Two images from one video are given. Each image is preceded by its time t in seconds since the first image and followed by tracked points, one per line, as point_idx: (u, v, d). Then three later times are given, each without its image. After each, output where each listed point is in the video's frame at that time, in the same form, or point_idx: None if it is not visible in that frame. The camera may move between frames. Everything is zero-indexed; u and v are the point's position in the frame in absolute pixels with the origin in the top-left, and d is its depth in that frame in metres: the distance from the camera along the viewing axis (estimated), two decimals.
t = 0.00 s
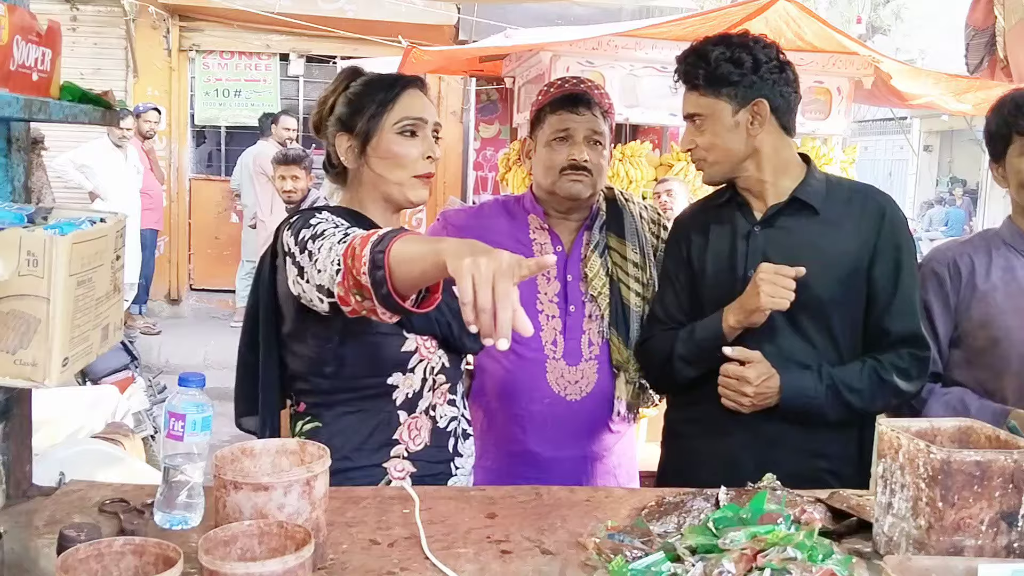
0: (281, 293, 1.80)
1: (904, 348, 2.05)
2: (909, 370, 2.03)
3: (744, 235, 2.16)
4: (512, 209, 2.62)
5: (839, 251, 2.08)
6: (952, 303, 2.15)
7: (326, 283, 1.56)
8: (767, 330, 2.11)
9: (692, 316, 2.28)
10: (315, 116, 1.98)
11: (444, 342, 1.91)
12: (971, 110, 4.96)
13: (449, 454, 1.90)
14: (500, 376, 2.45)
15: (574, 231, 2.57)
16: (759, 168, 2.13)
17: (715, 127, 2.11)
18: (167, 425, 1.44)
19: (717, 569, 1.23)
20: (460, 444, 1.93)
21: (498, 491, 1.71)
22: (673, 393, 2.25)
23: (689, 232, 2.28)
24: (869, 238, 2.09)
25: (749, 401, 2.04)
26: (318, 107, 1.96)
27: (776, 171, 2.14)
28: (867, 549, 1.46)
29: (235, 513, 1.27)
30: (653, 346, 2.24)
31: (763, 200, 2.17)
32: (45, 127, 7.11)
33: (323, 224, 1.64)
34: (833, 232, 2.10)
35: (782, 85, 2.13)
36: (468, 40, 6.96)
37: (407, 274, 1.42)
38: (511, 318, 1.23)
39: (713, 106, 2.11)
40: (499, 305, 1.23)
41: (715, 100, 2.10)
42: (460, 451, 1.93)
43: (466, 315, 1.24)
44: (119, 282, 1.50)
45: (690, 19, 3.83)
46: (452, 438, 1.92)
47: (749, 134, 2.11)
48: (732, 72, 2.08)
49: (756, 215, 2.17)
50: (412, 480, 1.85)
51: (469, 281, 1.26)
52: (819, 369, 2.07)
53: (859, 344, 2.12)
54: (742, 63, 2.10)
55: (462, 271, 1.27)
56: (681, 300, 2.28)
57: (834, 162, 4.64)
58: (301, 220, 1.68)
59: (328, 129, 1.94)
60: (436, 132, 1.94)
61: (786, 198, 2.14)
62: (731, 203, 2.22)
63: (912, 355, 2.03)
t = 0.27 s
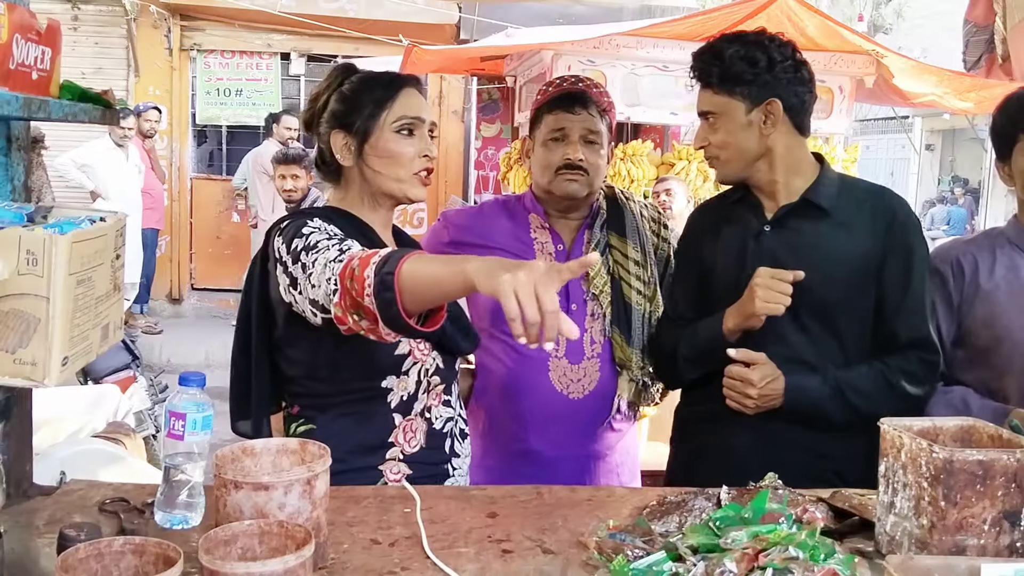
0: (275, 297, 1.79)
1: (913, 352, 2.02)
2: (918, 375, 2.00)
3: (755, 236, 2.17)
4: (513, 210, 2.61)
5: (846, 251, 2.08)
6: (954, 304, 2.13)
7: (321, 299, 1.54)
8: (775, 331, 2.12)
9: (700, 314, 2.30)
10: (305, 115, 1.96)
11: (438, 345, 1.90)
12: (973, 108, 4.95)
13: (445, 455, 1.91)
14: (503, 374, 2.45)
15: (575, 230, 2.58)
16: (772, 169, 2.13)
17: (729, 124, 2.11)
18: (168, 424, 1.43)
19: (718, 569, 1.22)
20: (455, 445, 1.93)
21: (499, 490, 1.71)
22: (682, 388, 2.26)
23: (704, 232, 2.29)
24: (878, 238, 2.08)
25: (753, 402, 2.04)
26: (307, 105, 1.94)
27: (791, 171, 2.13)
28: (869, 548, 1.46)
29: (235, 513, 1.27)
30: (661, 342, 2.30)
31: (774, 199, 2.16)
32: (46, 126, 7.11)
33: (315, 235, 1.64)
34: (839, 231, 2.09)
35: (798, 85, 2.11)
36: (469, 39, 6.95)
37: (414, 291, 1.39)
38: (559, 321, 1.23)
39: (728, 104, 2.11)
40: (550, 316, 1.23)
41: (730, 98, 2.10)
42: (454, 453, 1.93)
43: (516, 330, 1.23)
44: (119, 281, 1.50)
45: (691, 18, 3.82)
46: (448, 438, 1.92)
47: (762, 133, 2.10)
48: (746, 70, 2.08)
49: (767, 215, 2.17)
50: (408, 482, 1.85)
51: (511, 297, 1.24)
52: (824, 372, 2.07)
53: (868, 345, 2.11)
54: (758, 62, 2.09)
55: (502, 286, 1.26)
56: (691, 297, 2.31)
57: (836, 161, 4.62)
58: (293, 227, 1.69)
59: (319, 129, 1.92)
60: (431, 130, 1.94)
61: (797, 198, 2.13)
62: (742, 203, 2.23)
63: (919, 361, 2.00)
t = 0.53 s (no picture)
0: (266, 299, 1.77)
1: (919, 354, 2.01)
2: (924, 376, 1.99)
3: (761, 236, 2.17)
4: (513, 208, 2.61)
5: (850, 249, 2.07)
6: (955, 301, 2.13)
7: (317, 304, 1.54)
8: (779, 329, 2.13)
9: (704, 313, 2.32)
10: (300, 112, 1.96)
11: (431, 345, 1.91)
12: (974, 107, 4.95)
13: (440, 456, 1.91)
14: (503, 371, 2.45)
15: (577, 227, 2.57)
16: (778, 169, 2.13)
17: (738, 123, 2.10)
18: (168, 423, 1.43)
19: (718, 567, 1.22)
20: (450, 446, 1.93)
21: (500, 489, 1.71)
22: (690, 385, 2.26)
23: (711, 231, 2.30)
24: (883, 238, 2.08)
25: (757, 406, 2.00)
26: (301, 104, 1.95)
27: (801, 171, 2.13)
28: (870, 546, 1.46)
29: (236, 511, 1.27)
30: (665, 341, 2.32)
31: (780, 199, 2.17)
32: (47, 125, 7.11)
33: (308, 237, 1.63)
34: (843, 229, 2.09)
35: (808, 87, 2.10)
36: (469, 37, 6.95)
37: (412, 298, 1.39)
38: (565, 325, 1.24)
39: (736, 103, 2.10)
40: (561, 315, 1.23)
41: (738, 97, 2.09)
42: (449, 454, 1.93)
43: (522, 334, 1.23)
44: (119, 280, 1.50)
45: (692, 16, 3.82)
46: (443, 440, 1.92)
47: (773, 133, 2.10)
48: (756, 70, 2.07)
49: (774, 215, 2.17)
50: (405, 483, 1.84)
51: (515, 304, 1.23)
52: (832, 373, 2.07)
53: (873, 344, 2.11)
54: (767, 62, 2.08)
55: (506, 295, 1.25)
56: (695, 296, 2.33)
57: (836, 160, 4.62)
58: (284, 229, 1.69)
59: (312, 126, 1.92)
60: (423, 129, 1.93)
61: (803, 199, 2.13)
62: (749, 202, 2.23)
63: (925, 363, 1.99)
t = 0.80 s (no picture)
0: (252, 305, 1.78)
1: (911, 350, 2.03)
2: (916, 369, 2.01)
3: (752, 233, 2.17)
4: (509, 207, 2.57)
5: (842, 246, 2.08)
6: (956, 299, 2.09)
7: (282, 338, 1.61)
8: (771, 323, 2.13)
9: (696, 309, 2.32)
10: (294, 99, 1.95)
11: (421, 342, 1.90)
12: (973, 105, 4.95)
13: (431, 454, 1.91)
14: (503, 368, 2.44)
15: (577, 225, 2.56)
16: (769, 168, 2.13)
17: (732, 122, 2.10)
18: (169, 421, 1.43)
19: (718, 565, 1.23)
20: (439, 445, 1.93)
21: (500, 486, 1.71)
22: (684, 380, 2.29)
23: (701, 228, 2.30)
24: (874, 236, 2.07)
25: (754, 402, 2.00)
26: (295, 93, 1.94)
27: (792, 167, 2.14)
28: (869, 544, 1.46)
29: (237, 509, 1.27)
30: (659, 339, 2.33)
31: (771, 197, 2.17)
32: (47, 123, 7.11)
33: (272, 258, 1.67)
34: (836, 226, 2.09)
35: (801, 86, 2.10)
36: (469, 35, 6.95)
37: (381, 303, 1.51)
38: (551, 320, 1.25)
39: (730, 100, 2.10)
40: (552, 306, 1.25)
41: (731, 95, 2.09)
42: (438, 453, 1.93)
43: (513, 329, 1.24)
44: (120, 278, 1.50)
45: (692, 14, 3.83)
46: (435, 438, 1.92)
47: (764, 132, 2.10)
48: (751, 70, 2.07)
49: (763, 212, 2.17)
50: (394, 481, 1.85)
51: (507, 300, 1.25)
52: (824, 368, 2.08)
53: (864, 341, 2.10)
54: (762, 62, 2.08)
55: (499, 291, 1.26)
56: (688, 292, 2.33)
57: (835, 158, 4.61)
58: (263, 237, 1.71)
59: (304, 117, 1.91)
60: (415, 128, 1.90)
61: (794, 196, 2.13)
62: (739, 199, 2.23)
63: (919, 358, 2.01)
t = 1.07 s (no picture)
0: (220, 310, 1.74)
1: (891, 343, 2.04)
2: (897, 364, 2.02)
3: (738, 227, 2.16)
4: (510, 204, 2.57)
5: (827, 242, 2.08)
6: (959, 294, 2.05)
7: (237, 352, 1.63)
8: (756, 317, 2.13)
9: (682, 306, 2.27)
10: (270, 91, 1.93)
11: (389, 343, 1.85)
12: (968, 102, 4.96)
13: (400, 459, 1.84)
14: (501, 364, 2.44)
15: (574, 224, 2.55)
16: (748, 166, 2.14)
17: (716, 119, 2.10)
18: (163, 419, 1.43)
19: (712, 563, 1.23)
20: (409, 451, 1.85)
21: (495, 485, 1.71)
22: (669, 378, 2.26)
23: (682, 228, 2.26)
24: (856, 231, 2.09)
25: (735, 394, 2.02)
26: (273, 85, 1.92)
27: (774, 163, 2.14)
28: (863, 542, 1.47)
29: (230, 508, 1.27)
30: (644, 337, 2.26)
31: (754, 194, 2.17)
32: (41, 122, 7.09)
33: (229, 268, 1.68)
34: (819, 221, 2.10)
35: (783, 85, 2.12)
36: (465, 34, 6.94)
37: (336, 307, 1.54)
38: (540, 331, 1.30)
39: (713, 97, 2.10)
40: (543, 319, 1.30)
41: (714, 91, 2.09)
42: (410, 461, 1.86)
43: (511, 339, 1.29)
44: (113, 276, 1.50)
45: (687, 12, 3.83)
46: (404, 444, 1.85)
47: (743, 130, 2.11)
48: (735, 66, 2.08)
49: (747, 209, 2.17)
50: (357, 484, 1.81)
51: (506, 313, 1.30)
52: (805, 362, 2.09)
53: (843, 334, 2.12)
54: (747, 59, 2.09)
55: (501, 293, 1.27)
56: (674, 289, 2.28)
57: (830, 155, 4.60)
58: (223, 241, 1.72)
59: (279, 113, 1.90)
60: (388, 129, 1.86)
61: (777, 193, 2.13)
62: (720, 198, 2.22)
63: (898, 351, 2.02)
